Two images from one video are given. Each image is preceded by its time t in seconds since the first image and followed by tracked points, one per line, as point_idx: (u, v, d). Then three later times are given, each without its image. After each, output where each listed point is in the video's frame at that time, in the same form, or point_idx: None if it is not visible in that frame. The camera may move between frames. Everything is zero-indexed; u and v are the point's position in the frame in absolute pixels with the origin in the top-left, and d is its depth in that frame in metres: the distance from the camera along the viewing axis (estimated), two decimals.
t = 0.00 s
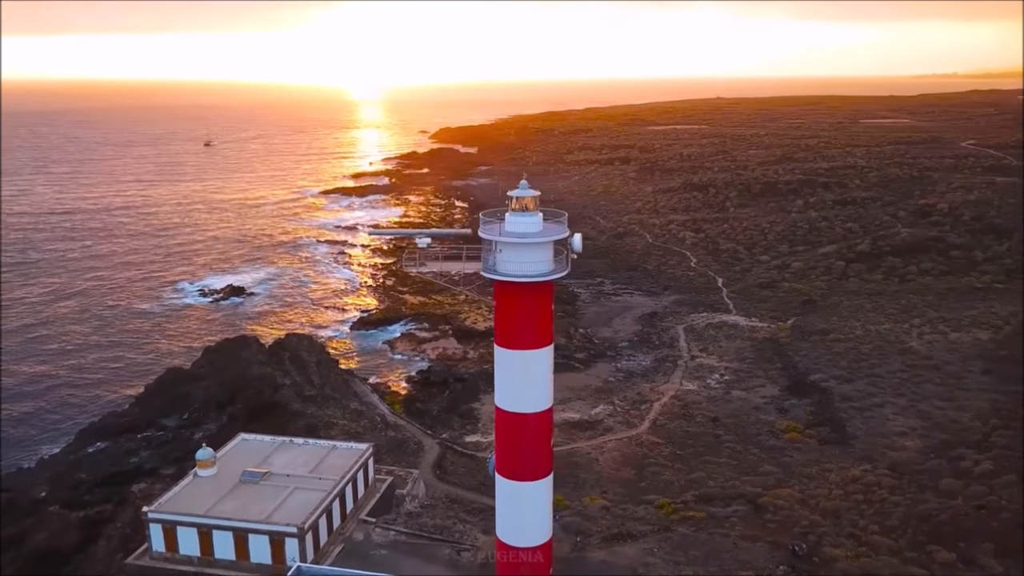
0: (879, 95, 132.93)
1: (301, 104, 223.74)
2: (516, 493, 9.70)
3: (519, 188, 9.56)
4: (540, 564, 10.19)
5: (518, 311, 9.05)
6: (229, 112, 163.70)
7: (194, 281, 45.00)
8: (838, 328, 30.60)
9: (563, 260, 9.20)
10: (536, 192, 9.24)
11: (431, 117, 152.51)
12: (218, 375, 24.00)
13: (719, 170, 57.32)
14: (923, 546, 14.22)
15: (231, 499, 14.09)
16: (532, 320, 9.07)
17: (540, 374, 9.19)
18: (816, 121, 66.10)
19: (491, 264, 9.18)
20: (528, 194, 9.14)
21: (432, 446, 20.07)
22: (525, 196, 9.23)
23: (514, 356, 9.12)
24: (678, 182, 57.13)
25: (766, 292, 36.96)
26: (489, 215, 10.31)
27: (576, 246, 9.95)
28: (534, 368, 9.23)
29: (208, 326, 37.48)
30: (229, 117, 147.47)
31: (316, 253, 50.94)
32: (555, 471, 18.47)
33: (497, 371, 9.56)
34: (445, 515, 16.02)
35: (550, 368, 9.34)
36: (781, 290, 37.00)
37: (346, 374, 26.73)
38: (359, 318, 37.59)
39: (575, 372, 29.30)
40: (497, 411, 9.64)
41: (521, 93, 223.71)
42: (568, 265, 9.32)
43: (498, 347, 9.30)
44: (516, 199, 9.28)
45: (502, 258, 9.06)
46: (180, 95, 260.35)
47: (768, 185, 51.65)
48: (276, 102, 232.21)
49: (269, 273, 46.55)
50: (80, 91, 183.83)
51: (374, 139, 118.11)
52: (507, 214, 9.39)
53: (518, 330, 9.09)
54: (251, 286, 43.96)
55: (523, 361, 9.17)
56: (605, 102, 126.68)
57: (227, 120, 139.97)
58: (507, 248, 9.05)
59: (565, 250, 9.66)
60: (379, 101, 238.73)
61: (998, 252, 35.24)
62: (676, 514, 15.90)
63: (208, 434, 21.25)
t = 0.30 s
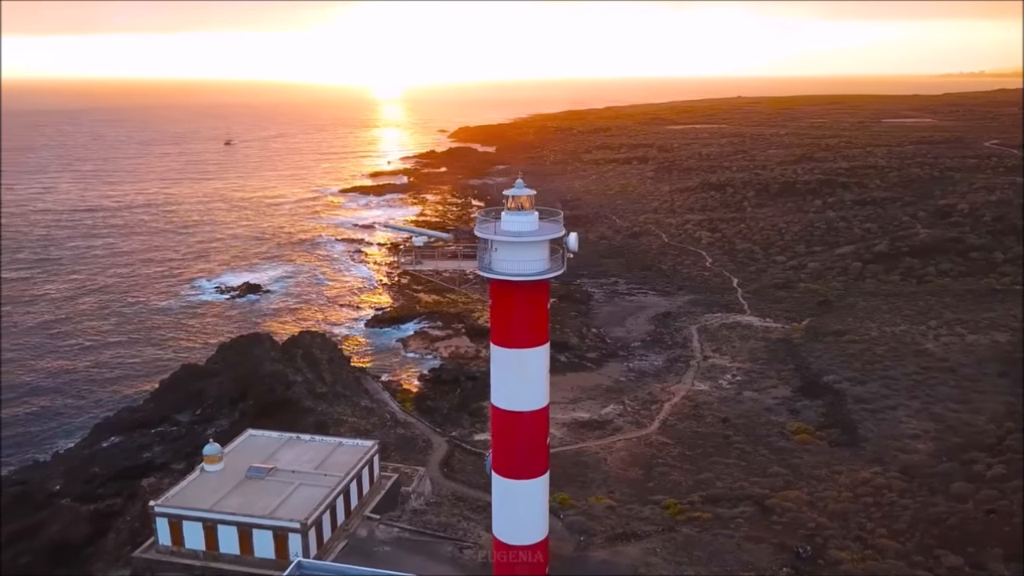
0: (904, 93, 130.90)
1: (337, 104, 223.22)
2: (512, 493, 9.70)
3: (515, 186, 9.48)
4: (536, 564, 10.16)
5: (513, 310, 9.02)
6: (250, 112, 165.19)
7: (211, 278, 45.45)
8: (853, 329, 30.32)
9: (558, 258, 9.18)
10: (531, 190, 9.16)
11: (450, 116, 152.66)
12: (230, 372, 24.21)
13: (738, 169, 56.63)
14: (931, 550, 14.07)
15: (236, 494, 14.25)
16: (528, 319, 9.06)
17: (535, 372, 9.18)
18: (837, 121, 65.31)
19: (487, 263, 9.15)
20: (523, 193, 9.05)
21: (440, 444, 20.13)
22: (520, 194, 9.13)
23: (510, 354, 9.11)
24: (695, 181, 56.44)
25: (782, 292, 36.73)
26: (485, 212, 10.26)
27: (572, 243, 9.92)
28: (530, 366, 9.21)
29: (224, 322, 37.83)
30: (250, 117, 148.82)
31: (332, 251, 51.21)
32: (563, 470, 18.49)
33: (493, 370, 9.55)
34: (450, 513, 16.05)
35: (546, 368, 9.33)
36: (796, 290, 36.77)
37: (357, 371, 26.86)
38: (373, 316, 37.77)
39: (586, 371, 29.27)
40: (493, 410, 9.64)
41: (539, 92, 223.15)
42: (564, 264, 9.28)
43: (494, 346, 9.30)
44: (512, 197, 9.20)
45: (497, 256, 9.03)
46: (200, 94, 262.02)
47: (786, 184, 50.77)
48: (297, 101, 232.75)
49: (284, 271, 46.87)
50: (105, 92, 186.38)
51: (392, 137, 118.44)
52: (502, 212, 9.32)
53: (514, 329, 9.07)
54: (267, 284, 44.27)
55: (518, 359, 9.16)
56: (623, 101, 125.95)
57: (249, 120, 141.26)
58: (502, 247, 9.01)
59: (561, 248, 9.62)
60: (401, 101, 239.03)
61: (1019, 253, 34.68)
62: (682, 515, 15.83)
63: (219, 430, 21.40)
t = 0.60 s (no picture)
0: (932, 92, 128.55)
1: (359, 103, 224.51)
2: (506, 491, 9.72)
3: (512, 185, 9.52)
4: (532, 564, 10.15)
5: (508, 311, 9.04)
6: (272, 111, 166.34)
7: (227, 276, 45.72)
8: (868, 331, 30.04)
9: (554, 258, 9.21)
10: (527, 190, 9.20)
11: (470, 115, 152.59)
12: (243, 368, 24.46)
13: (757, 169, 56.22)
14: (938, 554, 13.92)
15: (242, 490, 14.50)
16: (523, 319, 9.07)
17: (529, 371, 9.17)
18: (859, 121, 64.50)
19: (483, 261, 9.19)
20: (518, 193, 9.08)
21: (449, 442, 20.18)
22: (516, 194, 9.17)
23: (505, 353, 9.11)
24: (713, 181, 56.07)
25: (798, 293, 36.49)
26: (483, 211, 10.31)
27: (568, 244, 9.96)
28: (525, 366, 9.22)
29: (241, 319, 38.20)
30: (272, 116, 150.19)
31: (348, 249, 51.50)
32: (570, 469, 18.50)
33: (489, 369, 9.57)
34: (454, 511, 16.08)
35: (541, 367, 9.33)
36: (812, 291, 36.52)
37: (369, 368, 27.04)
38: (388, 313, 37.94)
39: (598, 371, 29.23)
40: (489, 409, 9.65)
41: (559, 91, 222.45)
42: (559, 263, 9.35)
43: (490, 345, 9.32)
44: (508, 196, 9.24)
45: (493, 255, 9.06)
46: (224, 94, 264.97)
47: (805, 184, 50.36)
48: (319, 100, 233.68)
49: (301, 269, 47.21)
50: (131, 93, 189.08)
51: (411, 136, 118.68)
52: (499, 211, 9.35)
53: (509, 328, 9.07)
54: (283, 281, 44.60)
55: (513, 358, 9.16)
56: (643, 101, 125.09)
57: (270, 118, 142.41)
58: (498, 246, 9.04)
59: (556, 248, 9.66)
60: (421, 101, 239.75)
61: None
62: (688, 516, 15.78)
63: (230, 426, 21.60)
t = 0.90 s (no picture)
0: (960, 90, 126.25)
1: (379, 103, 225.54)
2: (503, 491, 9.60)
3: (507, 186, 9.52)
4: (529, 564, 10.05)
5: (503, 310, 8.94)
6: (293, 110, 167.49)
7: (243, 274, 46.00)
8: (883, 333, 29.74)
9: (550, 257, 9.13)
10: (522, 189, 9.18)
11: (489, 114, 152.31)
12: (256, 365, 24.68)
13: (776, 168, 55.63)
14: (945, 558, 13.77)
15: (247, 486, 14.73)
16: (517, 317, 8.97)
17: (523, 369, 9.08)
18: (880, 120, 63.68)
19: (478, 261, 9.11)
20: (513, 191, 9.06)
21: (456, 440, 20.26)
22: (511, 193, 9.14)
23: (499, 352, 9.04)
24: (731, 181, 55.60)
25: (812, 295, 36.26)
26: (479, 212, 10.29)
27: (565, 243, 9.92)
28: (520, 364, 9.11)
29: (257, 316, 38.57)
30: (293, 115, 151.07)
31: (364, 248, 51.72)
32: (577, 468, 18.50)
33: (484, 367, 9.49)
34: (459, 509, 16.13)
35: (536, 366, 9.25)
36: (828, 292, 36.26)
37: (381, 366, 27.22)
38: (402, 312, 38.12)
39: (609, 371, 29.20)
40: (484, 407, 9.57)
41: (578, 90, 221.67)
42: (555, 263, 9.15)
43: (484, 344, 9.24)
44: (503, 196, 9.22)
45: (488, 254, 8.98)
46: (244, 93, 266.92)
47: (823, 185, 49.88)
48: (339, 100, 235.41)
49: (317, 267, 47.52)
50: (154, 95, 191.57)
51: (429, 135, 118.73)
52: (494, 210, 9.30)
53: (503, 327, 8.99)
54: (299, 279, 44.90)
55: (507, 357, 9.07)
56: (662, 100, 124.23)
57: (290, 118, 143.36)
58: (492, 244, 8.96)
59: (553, 247, 9.59)
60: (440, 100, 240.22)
61: None
62: (692, 517, 15.73)
63: (241, 422, 21.79)
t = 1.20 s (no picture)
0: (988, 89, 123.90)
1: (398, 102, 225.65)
2: (497, 490, 9.63)
3: (502, 185, 9.53)
4: (526, 564, 10.09)
5: (499, 308, 8.97)
6: (313, 109, 167.86)
7: (258, 272, 46.26)
8: (899, 335, 29.44)
9: (544, 256, 9.12)
10: (517, 188, 9.19)
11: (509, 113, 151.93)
12: (268, 362, 24.92)
13: (794, 168, 54.75)
14: (952, 562, 13.67)
15: (253, 481, 14.98)
16: (511, 316, 9.01)
17: (518, 368, 9.11)
18: (901, 120, 62.88)
19: (473, 260, 9.12)
20: (508, 191, 9.09)
21: (463, 439, 20.34)
22: (506, 192, 9.16)
23: (493, 350, 9.07)
24: (748, 180, 54.93)
25: (828, 296, 36.02)
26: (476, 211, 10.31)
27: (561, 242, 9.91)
28: (515, 362, 9.13)
29: (272, 313, 38.92)
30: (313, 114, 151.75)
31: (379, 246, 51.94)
32: (584, 468, 18.49)
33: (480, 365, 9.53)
34: (463, 507, 16.19)
35: (532, 365, 9.26)
36: (843, 293, 35.98)
37: (392, 364, 27.32)
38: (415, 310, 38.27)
39: (620, 371, 29.14)
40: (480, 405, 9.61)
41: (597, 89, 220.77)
42: (550, 261, 9.21)
43: (480, 342, 9.28)
44: (498, 195, 9.24)
45: (482, 253, 8.99)
46: (262, 93, 268.25)
47: (841, 185, 48.99)
48: (359, 99, 236.31)
49: (332, 265, 47.82)
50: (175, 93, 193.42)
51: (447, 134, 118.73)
52: (489, 210, 9.30)
53: (498, 325, 9.02)
54: (314, 277, 45.20)
55: (502, 356, 9.10)
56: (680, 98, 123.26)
57: (309, 117, 143.93)
58: (487, 244, 8.96)
59: (547, 246, 9.58)
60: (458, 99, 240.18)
61: None
62: (697, 518, 15.69)
63: (252, 418, 22.00)
